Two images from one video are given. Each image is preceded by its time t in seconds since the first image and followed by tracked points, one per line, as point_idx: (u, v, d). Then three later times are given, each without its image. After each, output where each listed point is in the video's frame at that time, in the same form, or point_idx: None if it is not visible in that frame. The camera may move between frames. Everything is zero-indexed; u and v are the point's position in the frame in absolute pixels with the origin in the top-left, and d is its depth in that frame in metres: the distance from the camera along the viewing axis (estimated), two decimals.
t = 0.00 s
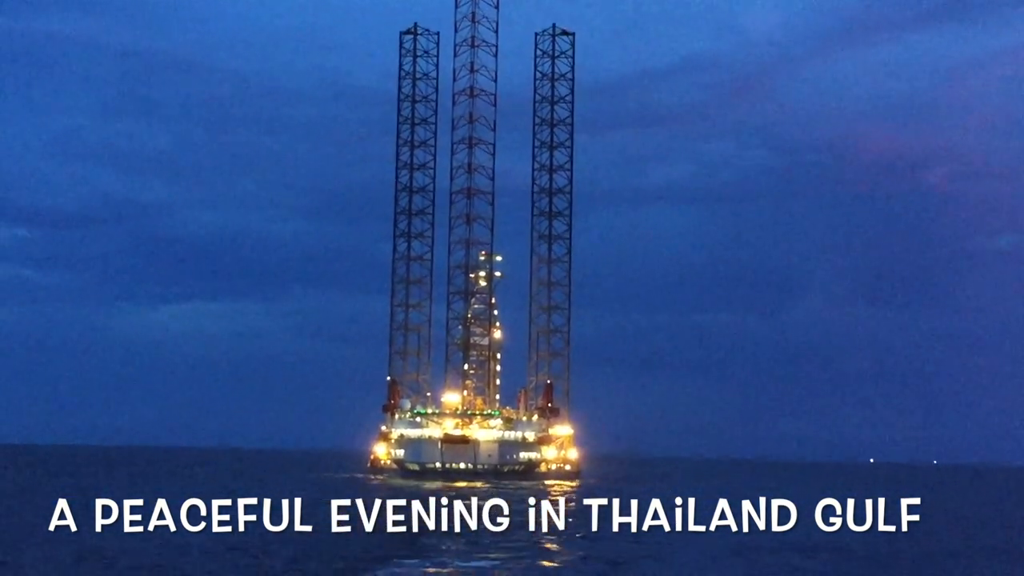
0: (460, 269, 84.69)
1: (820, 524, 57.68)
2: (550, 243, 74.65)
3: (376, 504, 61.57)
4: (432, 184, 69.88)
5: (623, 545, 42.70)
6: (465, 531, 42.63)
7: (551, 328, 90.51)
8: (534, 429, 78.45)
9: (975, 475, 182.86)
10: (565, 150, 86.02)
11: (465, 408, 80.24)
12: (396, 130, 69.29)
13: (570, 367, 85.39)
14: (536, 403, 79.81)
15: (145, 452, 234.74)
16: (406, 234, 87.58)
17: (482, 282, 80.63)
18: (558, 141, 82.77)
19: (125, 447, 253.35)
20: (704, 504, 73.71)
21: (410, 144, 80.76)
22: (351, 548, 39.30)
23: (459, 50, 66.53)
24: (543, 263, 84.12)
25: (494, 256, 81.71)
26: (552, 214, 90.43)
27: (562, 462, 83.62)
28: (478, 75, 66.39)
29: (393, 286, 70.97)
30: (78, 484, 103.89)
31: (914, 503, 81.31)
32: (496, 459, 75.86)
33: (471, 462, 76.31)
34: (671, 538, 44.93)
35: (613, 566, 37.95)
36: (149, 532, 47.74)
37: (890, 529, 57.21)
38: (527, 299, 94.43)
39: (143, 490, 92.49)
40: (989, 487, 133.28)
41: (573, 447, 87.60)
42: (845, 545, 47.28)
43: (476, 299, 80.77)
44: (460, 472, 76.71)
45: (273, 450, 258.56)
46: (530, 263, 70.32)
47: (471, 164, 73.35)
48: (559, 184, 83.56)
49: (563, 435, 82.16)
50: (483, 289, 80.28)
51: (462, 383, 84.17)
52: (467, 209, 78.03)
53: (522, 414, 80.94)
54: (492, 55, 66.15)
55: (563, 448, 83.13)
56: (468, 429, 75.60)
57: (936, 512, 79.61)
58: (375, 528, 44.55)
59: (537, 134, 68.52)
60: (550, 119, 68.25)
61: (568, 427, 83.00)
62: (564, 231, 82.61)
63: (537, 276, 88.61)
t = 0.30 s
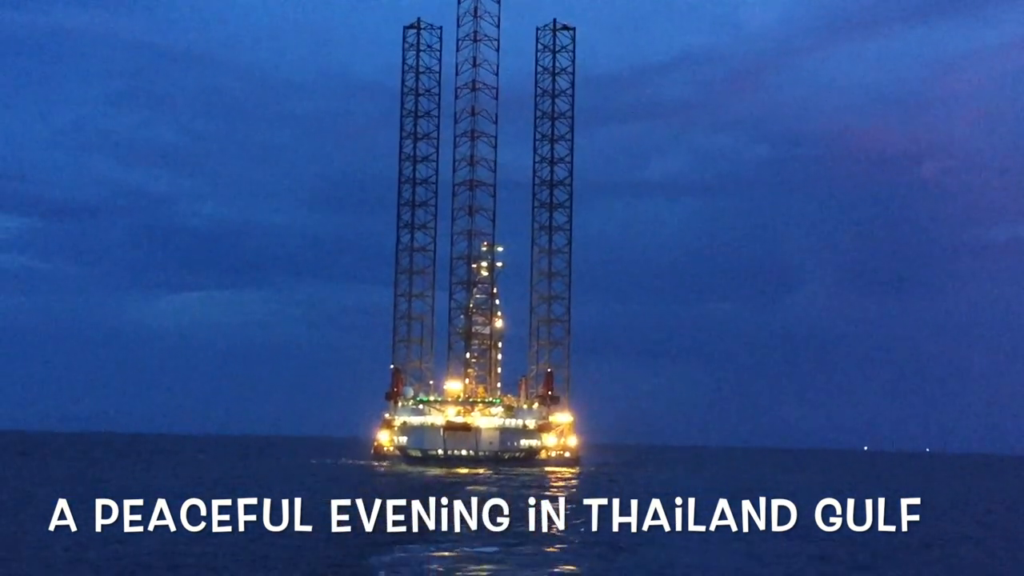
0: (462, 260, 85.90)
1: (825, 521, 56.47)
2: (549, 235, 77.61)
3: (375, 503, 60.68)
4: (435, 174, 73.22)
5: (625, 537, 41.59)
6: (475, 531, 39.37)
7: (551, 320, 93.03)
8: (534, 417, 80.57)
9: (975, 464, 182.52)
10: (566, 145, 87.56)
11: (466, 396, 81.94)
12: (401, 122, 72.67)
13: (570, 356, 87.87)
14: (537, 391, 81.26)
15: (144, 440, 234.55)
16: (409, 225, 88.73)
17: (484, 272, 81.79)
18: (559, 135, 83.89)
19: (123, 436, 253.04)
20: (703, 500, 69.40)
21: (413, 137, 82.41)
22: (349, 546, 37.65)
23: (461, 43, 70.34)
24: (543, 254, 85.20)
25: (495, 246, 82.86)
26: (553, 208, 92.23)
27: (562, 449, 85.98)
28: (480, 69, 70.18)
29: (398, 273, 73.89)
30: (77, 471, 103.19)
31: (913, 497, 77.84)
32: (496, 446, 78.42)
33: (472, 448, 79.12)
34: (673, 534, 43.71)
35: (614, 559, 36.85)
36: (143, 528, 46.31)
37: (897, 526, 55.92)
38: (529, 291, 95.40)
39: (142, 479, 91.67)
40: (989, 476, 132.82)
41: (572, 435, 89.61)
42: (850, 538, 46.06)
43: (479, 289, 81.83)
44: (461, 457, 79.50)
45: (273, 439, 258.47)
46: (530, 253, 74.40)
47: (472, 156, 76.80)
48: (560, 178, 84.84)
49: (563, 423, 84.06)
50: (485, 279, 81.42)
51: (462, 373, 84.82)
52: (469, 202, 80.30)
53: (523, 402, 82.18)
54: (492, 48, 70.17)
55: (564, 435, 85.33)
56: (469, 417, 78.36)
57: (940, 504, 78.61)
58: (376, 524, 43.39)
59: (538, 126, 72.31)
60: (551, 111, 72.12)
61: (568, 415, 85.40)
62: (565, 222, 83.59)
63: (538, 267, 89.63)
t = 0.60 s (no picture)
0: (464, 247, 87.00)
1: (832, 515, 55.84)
2: (549, 225, 79.67)
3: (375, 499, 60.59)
4: (438, 164, 77.80)
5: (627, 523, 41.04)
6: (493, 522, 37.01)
7: (551, 308, 95.07)
8: (534, 401, 83.21)
9: (972, 450, 182.94)
10: (567, 140, 89.38)
11: (468, 380, 83.52)
12: (404, 113, 76.58)
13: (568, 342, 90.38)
14: (537, 375, 83.43)
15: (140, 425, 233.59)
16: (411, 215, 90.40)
17: (485, 260, 82.91)
18: (559, 127, 85.32)
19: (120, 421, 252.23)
20: (700, 500, 63.66)
21: (416, 130, 84.34)
22: (352, 534, 36.98)
23: (464, 38, 75.25)
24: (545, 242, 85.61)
25: (497, 234, 84.14)
26: (552, 195, 93.30)
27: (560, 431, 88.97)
28: (482, 62, 75.10)
29: (404, 259, 78.29)
30: (74, 456, 102.31)
31: (913, 499, 71.03)
32: (498, 430, 81.12)
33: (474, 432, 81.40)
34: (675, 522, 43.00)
35: (616, 543, 36.33)
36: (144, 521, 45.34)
37: (903, 518, 55.31)
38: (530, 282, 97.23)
39: (140, 465, 90.79)
40: (988, 461, 132.96)
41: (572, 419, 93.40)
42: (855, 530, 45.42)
43: (480, 276, 83.12)
44: (463, 441, 81.64)
45: (271, 424, 258.02)
46: (532, 241, 79.11)
47: (473, 148, 81.24)
48: (560, 171, 86.59)
49: (562, 406, 86.80)
50: (487, 267, 82.65)
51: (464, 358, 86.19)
52: (471, 191, 82.10)
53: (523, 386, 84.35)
54: (494, 42, 75.15)
55: (563, 419, 88.19)
56: (471, 401, 80.42)
57: (942, 491, 78.36)
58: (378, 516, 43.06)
59: (538, 119, 77.95)
60: (549, 105, 77.34)
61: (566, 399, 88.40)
62: (566, 212, 85.13)
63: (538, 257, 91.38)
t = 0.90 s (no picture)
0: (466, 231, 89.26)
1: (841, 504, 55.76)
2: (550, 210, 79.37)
3: (376, 486, 60.63)
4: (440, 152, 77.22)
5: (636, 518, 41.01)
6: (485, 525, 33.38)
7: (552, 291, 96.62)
8: (535, 381, 84.10)
9: (969, 435, 184.08)
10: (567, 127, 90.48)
11: (470, 361, 84.87)
12: (406, 101, 75.95)
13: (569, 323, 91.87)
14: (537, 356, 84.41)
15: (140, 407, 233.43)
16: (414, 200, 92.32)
17: (486, 244, 85.10)
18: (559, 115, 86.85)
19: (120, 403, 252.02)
20: (692, 489, 60.83)
21: (418, 117, 85.80)
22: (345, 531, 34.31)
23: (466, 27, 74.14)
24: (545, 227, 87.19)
25: (497, 219, 86.00)
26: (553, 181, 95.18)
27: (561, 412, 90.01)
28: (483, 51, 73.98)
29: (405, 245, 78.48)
30: (77, 438, 101.76)
31: (915, 498, 60.94)
32: (499, 409, 82.01)
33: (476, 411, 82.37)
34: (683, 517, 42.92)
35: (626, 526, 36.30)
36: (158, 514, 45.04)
37: (912, 506, 55.30)
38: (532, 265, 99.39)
39: (144, 447, 90.35)
40: (988, 445, 133.12)
41: (571, 398, 94.75)
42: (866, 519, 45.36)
43: (482, 260, 85.34)
44: (465, 420, 82.69)
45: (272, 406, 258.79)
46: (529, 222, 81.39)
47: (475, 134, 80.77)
48: (559, 157, 87.79)
49: (562, 387, 87.64)
50: (488, 250, 84.79)
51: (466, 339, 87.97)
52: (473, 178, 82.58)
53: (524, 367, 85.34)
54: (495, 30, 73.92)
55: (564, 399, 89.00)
56: (473, 381, 81.65)
57: (947, 475, 78.57)
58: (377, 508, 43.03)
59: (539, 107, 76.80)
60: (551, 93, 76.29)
61: (567, 379, 89.60)
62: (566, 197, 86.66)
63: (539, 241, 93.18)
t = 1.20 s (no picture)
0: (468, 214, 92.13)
1: (841, 483, 55.89)
2: (549, 197, 83.81)
3: (381, 465, 60.39)
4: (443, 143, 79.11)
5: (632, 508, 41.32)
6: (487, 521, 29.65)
7: (552, 273, 100.00)
8: (536, 361, 88.22)
9: (970, 411, 184.82)
10: (568, 113, 92.54)
11: (472, 341, 88.13)
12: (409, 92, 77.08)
13: (568, 303, 95.89)
14: (538, 336, 88.60)
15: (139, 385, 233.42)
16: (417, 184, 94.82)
17: (488, 228, 88.72)
18: (560, 102, 88.69)
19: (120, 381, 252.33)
20: (694, 467, 60.86)
21: (421, 103, 88.14)
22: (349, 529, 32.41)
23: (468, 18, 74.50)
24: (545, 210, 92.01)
25: (500, 203, 88.89)
26: (553, 165, 96.69)
27: (561, 390, 94.95)
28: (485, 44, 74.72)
29: (410, 231, 82.91)
30: (77, 419, 101.88)
31: (917, 499, 49.28)
32: (501, 387, 86.10)
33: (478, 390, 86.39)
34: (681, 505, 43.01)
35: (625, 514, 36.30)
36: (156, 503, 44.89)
37: (912, 486, 55.37)
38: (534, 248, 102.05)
39: (144, 428, 90.42)
40: (993, 424, 133.00)
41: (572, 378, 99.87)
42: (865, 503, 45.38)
43: (484, 243, 88.92)
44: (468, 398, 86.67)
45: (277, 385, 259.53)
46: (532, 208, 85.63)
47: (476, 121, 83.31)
48: (559, 143, 89.85)
49: (562, 366, 91.86)
50: (489, 234, 88.32)
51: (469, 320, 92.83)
52: (475, 165, 86.40)
53: (525, 347, 89.93)
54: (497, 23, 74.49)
55: (564, 379, 93.59)
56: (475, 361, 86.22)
57: (947, 453, 78.76)
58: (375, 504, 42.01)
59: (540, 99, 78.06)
60: (551, 85, 77.29)
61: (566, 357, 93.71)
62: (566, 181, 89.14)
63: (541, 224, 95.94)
